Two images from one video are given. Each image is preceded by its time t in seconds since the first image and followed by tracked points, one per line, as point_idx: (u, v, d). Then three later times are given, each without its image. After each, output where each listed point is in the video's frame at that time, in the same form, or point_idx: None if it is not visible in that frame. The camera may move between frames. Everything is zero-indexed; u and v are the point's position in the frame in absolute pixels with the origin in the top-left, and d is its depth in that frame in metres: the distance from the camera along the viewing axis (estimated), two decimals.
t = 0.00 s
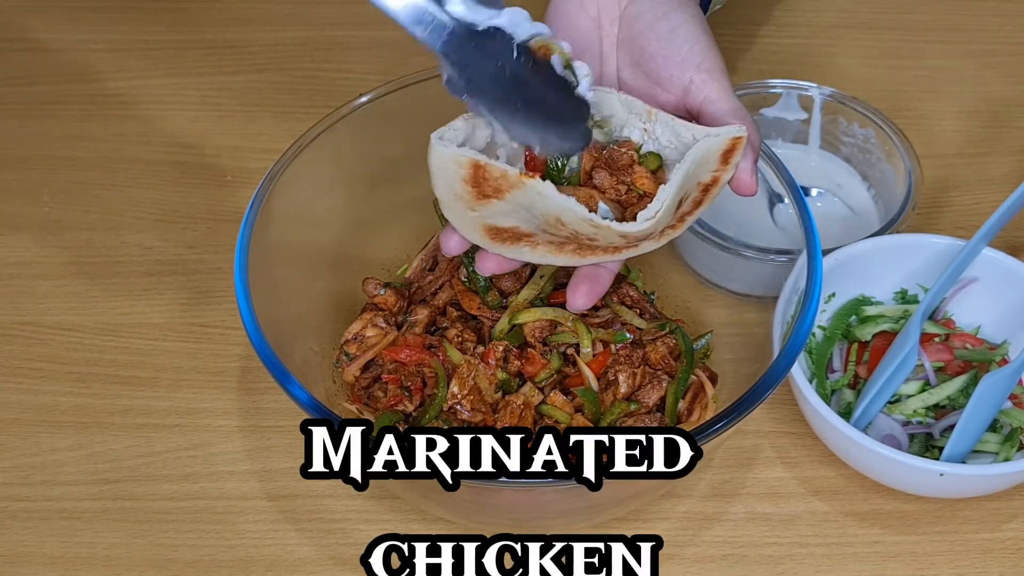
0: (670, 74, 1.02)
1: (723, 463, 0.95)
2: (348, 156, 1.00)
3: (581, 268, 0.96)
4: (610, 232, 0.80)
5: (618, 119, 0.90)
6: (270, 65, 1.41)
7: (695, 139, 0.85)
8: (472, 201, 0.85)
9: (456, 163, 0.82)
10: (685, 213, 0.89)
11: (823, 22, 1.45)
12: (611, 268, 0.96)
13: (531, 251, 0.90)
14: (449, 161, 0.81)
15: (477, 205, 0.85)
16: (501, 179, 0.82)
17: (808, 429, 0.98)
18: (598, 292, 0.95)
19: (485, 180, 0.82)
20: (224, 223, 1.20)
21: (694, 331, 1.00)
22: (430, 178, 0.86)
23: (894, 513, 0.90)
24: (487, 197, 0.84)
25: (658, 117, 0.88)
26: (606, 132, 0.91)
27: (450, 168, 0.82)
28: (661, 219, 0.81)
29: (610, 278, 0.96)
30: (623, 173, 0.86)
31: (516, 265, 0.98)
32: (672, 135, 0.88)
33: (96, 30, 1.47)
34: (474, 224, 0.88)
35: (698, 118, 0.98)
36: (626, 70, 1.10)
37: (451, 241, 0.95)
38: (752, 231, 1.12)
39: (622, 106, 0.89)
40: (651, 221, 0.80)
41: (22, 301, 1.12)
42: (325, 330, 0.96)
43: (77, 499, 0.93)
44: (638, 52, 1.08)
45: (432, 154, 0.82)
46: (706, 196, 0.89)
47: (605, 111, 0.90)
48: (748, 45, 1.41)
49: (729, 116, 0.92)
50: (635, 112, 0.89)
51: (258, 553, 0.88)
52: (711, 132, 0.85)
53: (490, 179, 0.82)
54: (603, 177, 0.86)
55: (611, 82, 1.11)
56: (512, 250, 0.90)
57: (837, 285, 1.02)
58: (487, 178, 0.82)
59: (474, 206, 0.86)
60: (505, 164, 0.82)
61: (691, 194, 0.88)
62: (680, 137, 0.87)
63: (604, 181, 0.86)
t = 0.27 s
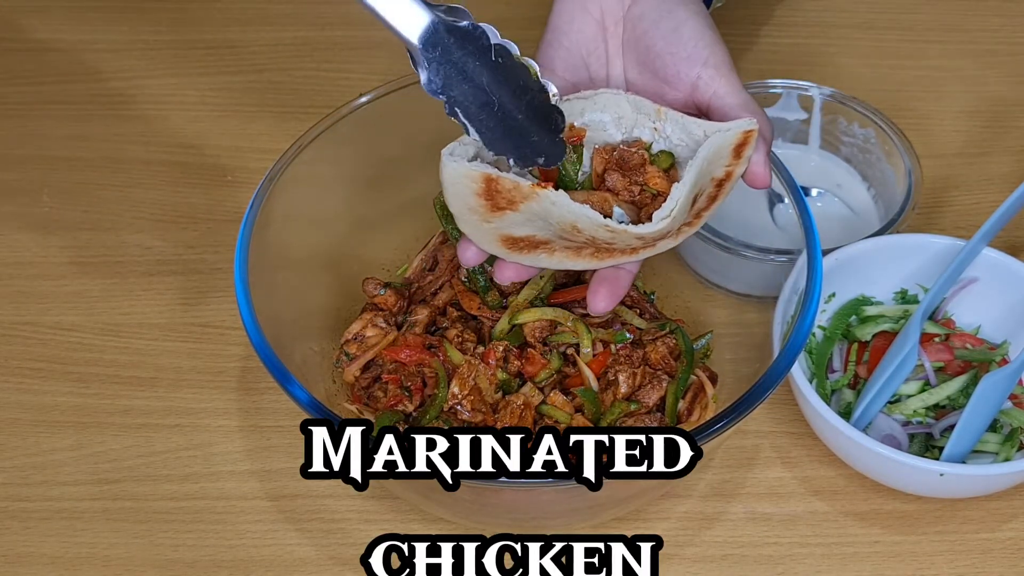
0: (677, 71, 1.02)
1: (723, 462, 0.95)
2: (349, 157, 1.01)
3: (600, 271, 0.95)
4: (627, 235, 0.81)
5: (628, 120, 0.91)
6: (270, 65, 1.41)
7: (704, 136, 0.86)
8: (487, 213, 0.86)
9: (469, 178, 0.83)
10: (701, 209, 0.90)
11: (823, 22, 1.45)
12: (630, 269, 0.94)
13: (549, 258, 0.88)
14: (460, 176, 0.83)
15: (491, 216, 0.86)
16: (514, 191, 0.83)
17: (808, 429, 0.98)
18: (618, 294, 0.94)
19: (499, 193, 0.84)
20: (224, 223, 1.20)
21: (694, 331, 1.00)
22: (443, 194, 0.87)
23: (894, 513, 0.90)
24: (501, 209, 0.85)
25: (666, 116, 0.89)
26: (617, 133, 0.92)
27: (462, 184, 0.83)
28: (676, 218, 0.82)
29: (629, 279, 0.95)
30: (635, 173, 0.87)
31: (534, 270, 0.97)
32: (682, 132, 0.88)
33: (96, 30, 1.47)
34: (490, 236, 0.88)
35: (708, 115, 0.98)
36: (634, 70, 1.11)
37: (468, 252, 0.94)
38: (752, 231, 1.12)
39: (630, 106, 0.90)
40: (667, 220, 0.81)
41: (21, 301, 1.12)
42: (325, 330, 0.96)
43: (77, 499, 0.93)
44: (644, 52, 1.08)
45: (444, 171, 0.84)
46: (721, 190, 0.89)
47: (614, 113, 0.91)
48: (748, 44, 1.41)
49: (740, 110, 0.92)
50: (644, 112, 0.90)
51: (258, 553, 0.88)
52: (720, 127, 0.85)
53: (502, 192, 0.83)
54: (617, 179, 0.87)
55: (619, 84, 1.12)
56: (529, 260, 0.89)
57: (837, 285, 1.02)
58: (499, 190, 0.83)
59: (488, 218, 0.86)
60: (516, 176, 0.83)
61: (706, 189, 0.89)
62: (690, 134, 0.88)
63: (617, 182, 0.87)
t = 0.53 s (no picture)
0: (687, 63, 1.02)
1: (723, 462, 0.95)
2: (349, 156, 1.01)
3: (617, 268, 0.96)
4: (642, 230, 0.80)
5: (639, 115, 0.90)
6: (270, 65, 1.41)
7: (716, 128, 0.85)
8: (502, 214, 0.85)
9: (482, 179, 0.82)
10: (717, 200, 0.90)
11: (823, 23, 1.45)
12: (647, 264, 0.96)
13: (567, 256, 0.89)
14: (474, 178, 0.82)
15: (506, 217, 0.85)
16: (527, 191, 0.82)
17: (808, 429, 0.98)
18: (638, 290, 0.95)
19: (513, 194, 0.83)
20: (224, 223, 1.20)
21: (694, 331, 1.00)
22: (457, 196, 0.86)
23: (894, 513, 0.90)
24: (516, 208, 0.85)
25: (677, 109, 0.88)
26: (629, 128, 0.91)
27: (476, 185, 0.83)
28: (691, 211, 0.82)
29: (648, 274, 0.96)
30: (648, 168, 0.87)
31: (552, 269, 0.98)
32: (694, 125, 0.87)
33: (97, 31, 1.47)
34: (507, 236, 0.88)
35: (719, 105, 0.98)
36: (643, 64, 1.11)
37: (487, 253, 0.95)
38: (752, 231, 1.12)
39: (641, 102, 0.90)
40: (682, 213, 0.81)
41: (21, 301, 1.13)
42: (325, 330, 0.96)
43: (77, 499, 0.93)
44: (653, 45, 1.08)
45: (458, 173, 0.83)
46: (734, 181, 0.89)
47: (626, 109, 0.90)
48: (748, 44, 1.41)
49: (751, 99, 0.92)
50: (655, 106, 0.89)
51: (258, 553, 0.88)
52: (732, 118, 0.84)
53: (516, 192, 0.83)
54: (630, 174, 0.87)
55: (629, 79, 1.12)
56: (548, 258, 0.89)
57: (837, 285, 1.02)
58: (512, 190, 0.82)
59: (504, 219, 0.86)
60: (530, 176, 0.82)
61: (720, 181, 0.88)
62: (702, 126, 0.86)
63: (631, 177, 0.87)
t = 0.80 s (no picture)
0: (682, 56, 1.02)
1: (723, 462, 0.95)
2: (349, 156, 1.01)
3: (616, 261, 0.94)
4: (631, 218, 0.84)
5: (633, 108, 0.93)
6: (270, 65, 1.41)
7: (708, 118, 0.88)
8: (496, 207, 0.90)
9: (474, 171, 0.86)
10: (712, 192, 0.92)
11: (823, 23, 1.45)
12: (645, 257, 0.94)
13: (564, 250, 0.91)
14: (466, 171, 0.86)
15: (500, 210, 0.90)
16: (518, 182, 0.86)
17: (808, 429, 0.98)
18: (636, 284, 0.93)
19: (504, 185, 0.87)
20: (224, 223, 1.20)
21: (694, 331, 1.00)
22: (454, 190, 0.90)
23: (895, 513, 0.90)
24: (508, 200, 0.89)
25: (671, 101, 0.91)
26: (622, 121, 0.94)
27: (468, 177, 0.87)
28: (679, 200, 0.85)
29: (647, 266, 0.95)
30: (640, 159, 0.90)
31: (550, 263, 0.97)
32: (688, 116, 0.90)
33: (96, 30, 1.47)
34: (502, 229, 0.91)
35: (713, 98, 0.99)
36: (639, 58, 1.11)
37: (485, 247, 0.97)
38: (751, 231, 1.12)
39: (634, 95, 0.92)
40: (671, 203, 0.84)
41: (21, 301, 1.13)
42: (325, 329, 0.96)
43: (77, 499, 0.93)
44: (649, 39, 1.08)
45: (451, 166, 0.86)
46: (729, 173, 0.90)
47: (619, 103, 0.93)
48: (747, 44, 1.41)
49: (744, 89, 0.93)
50: (648, 99, 0.92)
51: (258, 552, 0.89)
52: (722, 109, 0.87)
53: (507, 184, 0.87)
54: (622, 166, 0.89)
55: (626, 73, 1.13)
56: (541, 252, 0.91)
57: (837, 285, 1.02)
58: (504, 181, 0.86)
59: (499, 212, 0.90)
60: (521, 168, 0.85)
61: (712, 172, 0.90)
62: (695, 117, 0.89)
63: (623, 169, 0.89)
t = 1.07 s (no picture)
0: (715, 41, 1.02)
1: (723, 462, 0.95)
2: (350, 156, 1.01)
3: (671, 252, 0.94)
4: (688, 210, 0.81)
5: (673, 98, 0.92)
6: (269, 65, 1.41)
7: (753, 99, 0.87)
8: (547, 213, 0.88)
9: (523, 179, 0.86)
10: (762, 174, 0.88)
11: (823, 22, 1.45)
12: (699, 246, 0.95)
13: (617, 248, 0.90)
14: (516, 179, 0.86)
15: (552, 215, 0.88)
16: (569, 185, 0.85)
17: (809, 429, 0.98)
18: (694, 273, 0.94)
19: (554, 190, 0.86)
20: (224, 223, 1.20)
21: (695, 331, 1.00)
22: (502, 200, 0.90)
23: (895, 513, 0.90)
24: (560, 206, 0.87)
25: (712, 87, 0.90)
26: (664, 112, 0.92)
27: (518, 184, 0.86)
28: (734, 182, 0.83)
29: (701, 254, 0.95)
30: (686, 149, 0.87)
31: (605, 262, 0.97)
32: (732, 100, 0.89)
33: (97, 31, 1.47)
34: (555, 233, 0.90)
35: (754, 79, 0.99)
36: (672, 48, 1.11)
37: (539, 255, 0.96)
38: (751, 231, 1.12)
39: (673, 85, 0.92)
40: (726, 186, 0.82)
41: (21, 302, 1.13)
42: (325, 330, 0.96)
43: (77, 499, 0.93)
44: (680, 28, 1.07)
45: (500, 176, 0.87)
46: (777, 153, 0.88)
47: (659, 94, 0.92)
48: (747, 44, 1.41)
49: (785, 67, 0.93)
50: (688, 87, 0.91)
51: (258, 552, 0.88)
52: (767, 88, 0.86)
53: (558, 188, 0.85)
54: (670, 156, 0.87)
55: (660, 65, 1.12)
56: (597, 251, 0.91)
57: (837, 285, 1.02)
58: (555, 187, 0.85)
59: (550, 217, 0.89)
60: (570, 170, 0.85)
61: (760, 153, 0.88)
62: (739, 100, 0.88)
63: (671, 159, 0.87)
